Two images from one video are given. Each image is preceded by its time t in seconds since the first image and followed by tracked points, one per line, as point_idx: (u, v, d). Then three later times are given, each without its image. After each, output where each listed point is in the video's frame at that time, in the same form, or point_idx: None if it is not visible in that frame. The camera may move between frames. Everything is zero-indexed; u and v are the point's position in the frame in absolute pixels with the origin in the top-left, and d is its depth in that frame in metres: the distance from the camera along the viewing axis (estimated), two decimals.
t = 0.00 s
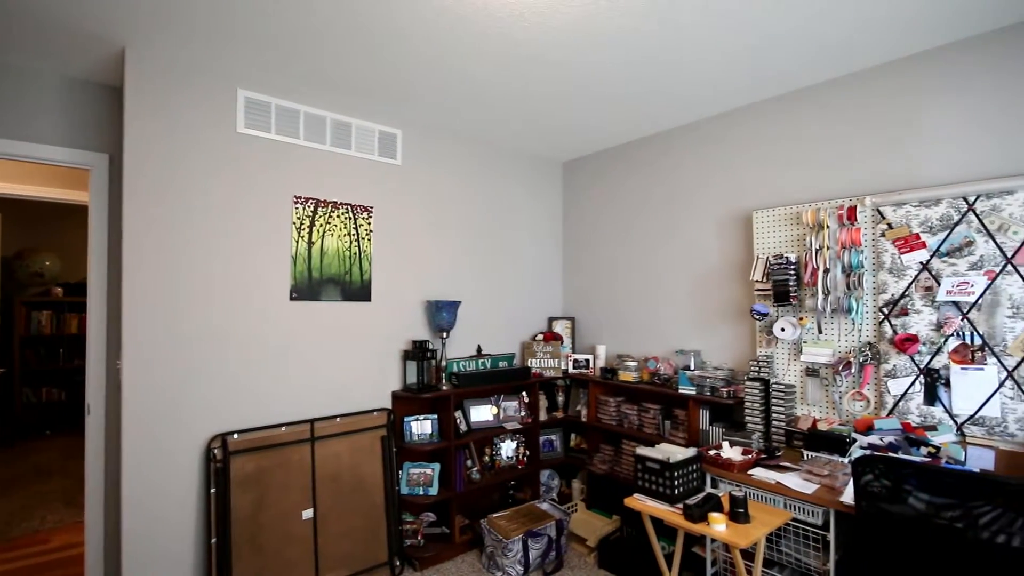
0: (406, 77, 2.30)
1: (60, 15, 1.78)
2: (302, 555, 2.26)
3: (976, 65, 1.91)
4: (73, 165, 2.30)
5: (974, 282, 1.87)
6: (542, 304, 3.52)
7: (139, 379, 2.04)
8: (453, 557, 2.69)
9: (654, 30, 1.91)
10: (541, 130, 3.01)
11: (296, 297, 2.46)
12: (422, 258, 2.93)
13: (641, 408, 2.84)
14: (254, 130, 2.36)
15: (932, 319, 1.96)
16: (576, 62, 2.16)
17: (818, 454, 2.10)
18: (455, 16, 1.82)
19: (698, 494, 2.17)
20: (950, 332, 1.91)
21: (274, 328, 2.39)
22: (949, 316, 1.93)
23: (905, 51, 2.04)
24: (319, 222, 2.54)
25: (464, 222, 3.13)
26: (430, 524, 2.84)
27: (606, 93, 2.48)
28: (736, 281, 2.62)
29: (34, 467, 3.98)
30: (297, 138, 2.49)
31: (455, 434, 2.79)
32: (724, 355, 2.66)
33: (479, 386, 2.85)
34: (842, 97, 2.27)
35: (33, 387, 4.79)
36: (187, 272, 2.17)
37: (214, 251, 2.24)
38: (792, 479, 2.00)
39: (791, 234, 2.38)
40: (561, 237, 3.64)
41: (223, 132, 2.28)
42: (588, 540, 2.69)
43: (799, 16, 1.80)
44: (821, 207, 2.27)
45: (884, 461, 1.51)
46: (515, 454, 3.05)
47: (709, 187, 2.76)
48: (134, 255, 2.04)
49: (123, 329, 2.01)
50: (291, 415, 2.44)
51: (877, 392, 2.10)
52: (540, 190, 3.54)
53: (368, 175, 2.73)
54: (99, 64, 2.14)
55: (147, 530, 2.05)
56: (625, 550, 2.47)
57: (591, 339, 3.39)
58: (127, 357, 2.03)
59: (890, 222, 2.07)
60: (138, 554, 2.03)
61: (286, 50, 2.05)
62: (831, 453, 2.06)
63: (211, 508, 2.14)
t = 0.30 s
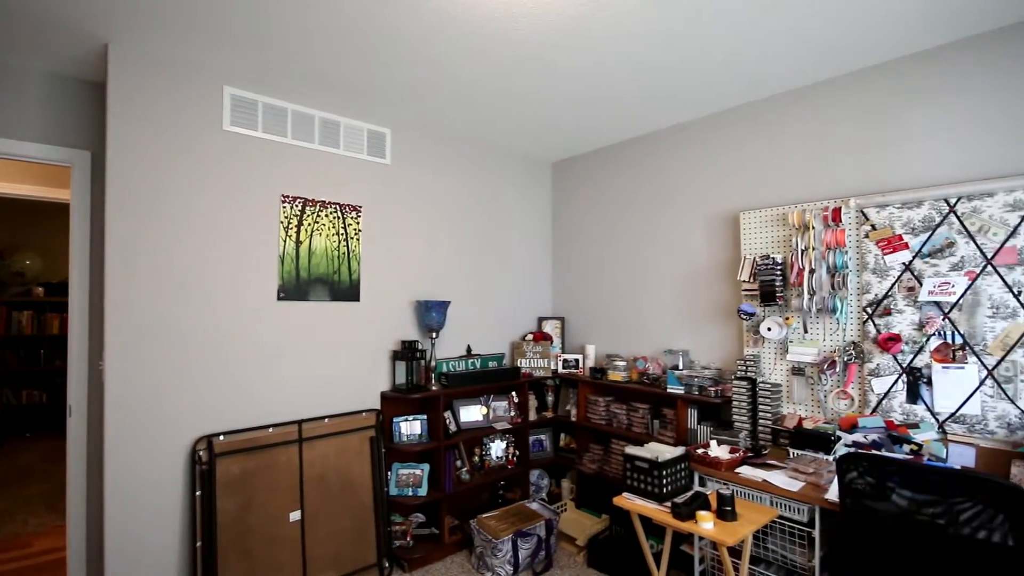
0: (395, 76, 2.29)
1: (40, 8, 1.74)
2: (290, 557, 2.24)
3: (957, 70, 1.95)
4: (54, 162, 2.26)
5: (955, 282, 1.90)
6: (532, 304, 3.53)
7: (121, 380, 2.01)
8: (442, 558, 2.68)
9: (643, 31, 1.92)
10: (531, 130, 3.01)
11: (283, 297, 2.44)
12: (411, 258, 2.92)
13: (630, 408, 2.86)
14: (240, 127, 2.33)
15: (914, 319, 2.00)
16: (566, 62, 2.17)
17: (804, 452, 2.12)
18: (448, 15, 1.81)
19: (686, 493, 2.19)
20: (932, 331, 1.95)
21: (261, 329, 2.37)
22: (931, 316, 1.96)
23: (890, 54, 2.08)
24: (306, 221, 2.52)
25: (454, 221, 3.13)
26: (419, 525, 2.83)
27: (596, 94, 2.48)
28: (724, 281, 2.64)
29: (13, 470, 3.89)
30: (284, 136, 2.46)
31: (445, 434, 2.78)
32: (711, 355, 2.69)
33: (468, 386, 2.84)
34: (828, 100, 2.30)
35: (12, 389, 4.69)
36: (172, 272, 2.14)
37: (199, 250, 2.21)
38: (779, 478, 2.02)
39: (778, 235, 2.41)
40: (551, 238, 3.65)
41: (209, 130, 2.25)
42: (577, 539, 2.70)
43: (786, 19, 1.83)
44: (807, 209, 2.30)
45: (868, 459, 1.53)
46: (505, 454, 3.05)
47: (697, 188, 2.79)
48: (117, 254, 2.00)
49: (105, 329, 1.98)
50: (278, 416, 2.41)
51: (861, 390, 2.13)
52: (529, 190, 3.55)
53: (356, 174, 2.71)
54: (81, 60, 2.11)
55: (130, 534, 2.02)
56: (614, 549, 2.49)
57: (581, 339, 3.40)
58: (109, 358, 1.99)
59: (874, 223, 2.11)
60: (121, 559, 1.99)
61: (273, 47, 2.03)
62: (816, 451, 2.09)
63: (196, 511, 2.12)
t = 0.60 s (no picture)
0: (385, 76, 2.29)
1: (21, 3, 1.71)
2: (277, 560, 2.22)
3: (930, 76, 2.02)
4: (35, 160, 2.21)
5: (936, 282, 1.94)
6: (522, 304, 3.53)
7: (104, 382, 1.98)
8: (431, 558, 2.67)
9: (633, 33, 1.93)
10: (521, 130, 3.02)
11: (271, 297, 2.42)
12: (401, 258, 2.91)
13: (619, 407, 2.87)
14: (227, 125, 2.31)
15: (897, 318, 2.03)
16: (556, 63, 2.17)
17: (790, 450, 2.15)
18: (440, 14, 1.81)
19: (674, 491, 2.21)
20: (914, 331, 1.98)
21: (248, 329, 2.35)
22: (914, 315, 2.00)
23: (874, 58, 2.11)
24: (294, 220, 2.50)
25: (444, 221, 3.12)
26: (408, 526, 2.82)
27: (586, 94, 2.49)
28: (712, 281, 2.67)
29: None
30: (272, 134, 2.44)
31: (434, 434, 2.77)
32: (699, 354, 2.71)
33: (457, 386, 2.84)
34: (814, 102, 2.33)
35: None
36: (157, 271, 2.11)
37: (184, 250, 2.18)
38: (765, 475, 2.04)
39: (764, 235, 2.44)
40: (540, 238, 3.66)
41: (195, 127, 2.22)
42: (567, 539, 2.71)
43: (774, 21, 1.85)
44: (793, 210, 2.33)
45: (852, 456, 1.55)
46: (494, 454, 3.05)
47: (686, 188, 2.81)
48: (100, 254, 1.97)
49: (88, 330, 1.95)
50: (265, 417, 2.39)
51: (846, 389, 2.17)
52: (519, 190, 3.55)
53: (345, 173, 2.69)
54: (63, 56, 2.07)
55: (114, 537, 1.98)
56: (604, 548, 2.50)
57: (570, 339, 3.41)
58: (92, 359, 1.96)
59: (858, 225, 2.14)
60: (104, 562, 1.96)
61: (262, 46, 2.01)
62: (801, 449, 2.10)
63: (182, 514, 2.09)
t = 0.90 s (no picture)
0: (374, 74, 2.28)
1: None
2: (264, 563, 2.20)
3: (912, 80, 2.06)
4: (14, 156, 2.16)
5: (918, 282, 1.98)
6: (511, 304, 3.53)
7: (85, 383, 1.94)
8: (420, 560, 2.66)
9: (622, 34, 1.94)
10: (510, 130, 3.02)
11: (258, 297, 2.39)
12: (389, 258, 2.89)
13: (608, 407, 2.88)
14: (212, 123, 2.28)
15: (880, 318, 2.07)
16: (545, 63, 2.18)
17: (775, 448, 2.19)
18: (430, 13, 1.81)
19: (662, 490, 2.22)
20: (897, 330, 2.02)
21: (234, 329, 2.32)
22: (896, 315, 2.03)
23: (857, 62, 2.15)
24: (281, 219, 2.47)
25: (433, 221, 3.11)
26: (396, 527, 2.80)
27: (575, 94, 2.50)
28: (699, 281, 2.69)
29: None
30: (258, 132, 2.41)
31: (423, 435, 2.76)
32: (687, 354, 2.73)
33: (446, 386, 2.83)
34: (799, 105, 2.37)
35: None
36: (140, 270, 2.07)
37: (168, 249, 2.15)
38: (752, 474, 2.06)
39: (750, 236, 2.46)
40: (530, 238, 3.66)
41: (179, 125, 2.19)
42: (556, 538, 2.71)
43: (761, 24, 1.87)
44: (779, 211, 2.36)
45: (836, 454, 1.57)
46: (483, 454, 3.04)
47: (674, 189, 2.83)
48: (81, 254, 1.93)
49: (69, 330, 1.91)
50: (251, 418, 2.36)
51: (830, 387, 2.20)
52: (509, 191, 3.55)
53: (333, 173, 2.67)
54: (43, 51, 2.02)
55: (95, 542, 1.95)
56: (593, 548, 2.51)
57: (559, 339, 3.42)
58: (73, 359, 1.92)
59: (842, 226, 2.17)
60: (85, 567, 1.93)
61: (248, 43, 1.99)
62: (787, 447, 2.15)
63: (165, 517, 2.06)
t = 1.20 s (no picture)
0: (362, 73, 2.26)
1: None
2: (249, 566, 2.17)
3: (894, 84, 2.09)
4: None
5: (900, 283, 2.01)
6: (500, 304, 3.53)
7: (65, 384, 1.90)
8: (408, 561, 2.64)
9: (610, 35, 1.95)
10: (499, 130, 3.02)
11: (243, 297, 2.36)
12: (378, 258, 2.87)
13: (597, 407, 2.90)
14: (196, 120, 2.24)
15: (863, 318, 2.11)
16: (534, 63, 2.18)
17: (761, 446, 2.22)
18: (420, 11, 1.80)
19: (650, 489, 2.23)
20: (879, 330, 2.06)
21: (219, 330, 2.28)
22: (878, 315, 2.07)
23: (842, 66, 2.19)
24: (268, 218, 2.45)
25: (422, 221, 3.10)
26: (385, 528, 2.78)
27: (564, 94, 2.51)
28: (687, 282, 2.71)
29: None
30: (244, 130, 2.38)
31: (411, 435, 2.75)
32: (675, 354, 2.75)
33: (435, 386, 2.82)
34: (784, 108, 2.40)
35: None
36: (122, 270, 2.03)
37: (151, 248, 2.11)
38: (738, 472, 2.09)
39: (737, 237, 2.49)
40: (518, 238, 3.66)
41: (163, 121, 2.15)
42: (545, 538, 2.72)
43: (747, 27, 1.89)
44: (765, 212, 2.39)
45: (820, 453, 1.60)
46: (472, 454, 3.04)
47: (662, 190, 2.85)
48: (61, 252, 1.89)
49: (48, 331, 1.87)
50: (237, 420, 2.33)
51: (815, 386, 2.23)
52: (498, 191, 3.55)
53: (320, 172, 2.65)
54: (22, 46, 1.98)
55: (75, 546, 1.91)
56: (581, 547, 2.51)
57: (548, 339, 3.43)
58: (53, 360, 1.88)
59: (826, 227, 2.21)
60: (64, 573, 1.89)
61: (234, 39, 1.96)
62: (773, 445, 2.18)
63: (148, 521, 2.02)
